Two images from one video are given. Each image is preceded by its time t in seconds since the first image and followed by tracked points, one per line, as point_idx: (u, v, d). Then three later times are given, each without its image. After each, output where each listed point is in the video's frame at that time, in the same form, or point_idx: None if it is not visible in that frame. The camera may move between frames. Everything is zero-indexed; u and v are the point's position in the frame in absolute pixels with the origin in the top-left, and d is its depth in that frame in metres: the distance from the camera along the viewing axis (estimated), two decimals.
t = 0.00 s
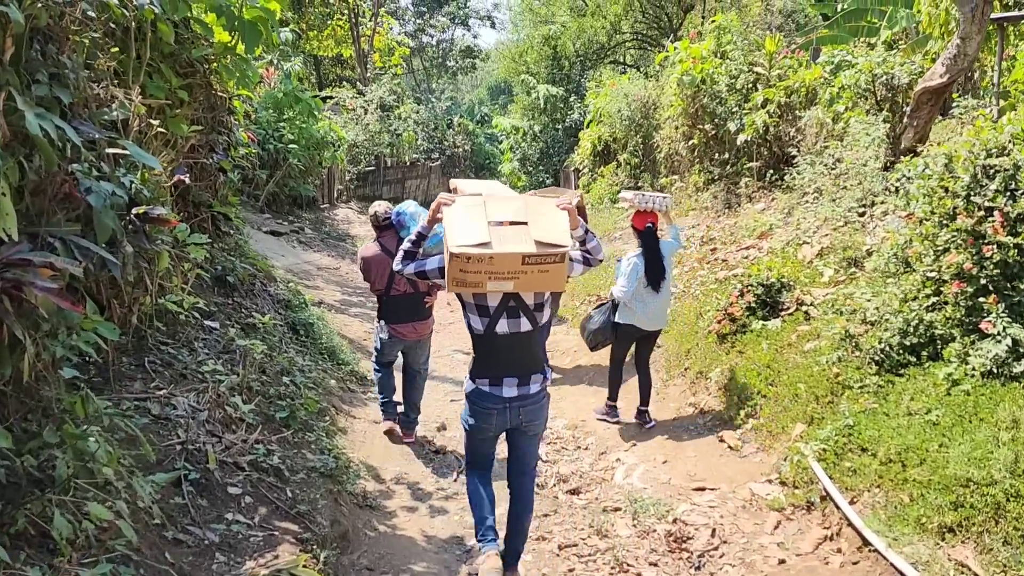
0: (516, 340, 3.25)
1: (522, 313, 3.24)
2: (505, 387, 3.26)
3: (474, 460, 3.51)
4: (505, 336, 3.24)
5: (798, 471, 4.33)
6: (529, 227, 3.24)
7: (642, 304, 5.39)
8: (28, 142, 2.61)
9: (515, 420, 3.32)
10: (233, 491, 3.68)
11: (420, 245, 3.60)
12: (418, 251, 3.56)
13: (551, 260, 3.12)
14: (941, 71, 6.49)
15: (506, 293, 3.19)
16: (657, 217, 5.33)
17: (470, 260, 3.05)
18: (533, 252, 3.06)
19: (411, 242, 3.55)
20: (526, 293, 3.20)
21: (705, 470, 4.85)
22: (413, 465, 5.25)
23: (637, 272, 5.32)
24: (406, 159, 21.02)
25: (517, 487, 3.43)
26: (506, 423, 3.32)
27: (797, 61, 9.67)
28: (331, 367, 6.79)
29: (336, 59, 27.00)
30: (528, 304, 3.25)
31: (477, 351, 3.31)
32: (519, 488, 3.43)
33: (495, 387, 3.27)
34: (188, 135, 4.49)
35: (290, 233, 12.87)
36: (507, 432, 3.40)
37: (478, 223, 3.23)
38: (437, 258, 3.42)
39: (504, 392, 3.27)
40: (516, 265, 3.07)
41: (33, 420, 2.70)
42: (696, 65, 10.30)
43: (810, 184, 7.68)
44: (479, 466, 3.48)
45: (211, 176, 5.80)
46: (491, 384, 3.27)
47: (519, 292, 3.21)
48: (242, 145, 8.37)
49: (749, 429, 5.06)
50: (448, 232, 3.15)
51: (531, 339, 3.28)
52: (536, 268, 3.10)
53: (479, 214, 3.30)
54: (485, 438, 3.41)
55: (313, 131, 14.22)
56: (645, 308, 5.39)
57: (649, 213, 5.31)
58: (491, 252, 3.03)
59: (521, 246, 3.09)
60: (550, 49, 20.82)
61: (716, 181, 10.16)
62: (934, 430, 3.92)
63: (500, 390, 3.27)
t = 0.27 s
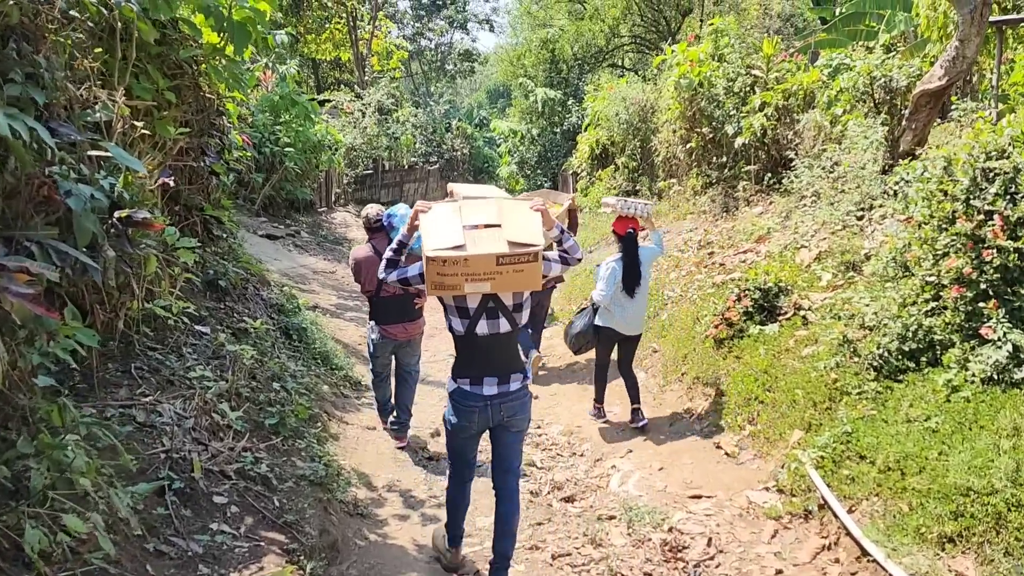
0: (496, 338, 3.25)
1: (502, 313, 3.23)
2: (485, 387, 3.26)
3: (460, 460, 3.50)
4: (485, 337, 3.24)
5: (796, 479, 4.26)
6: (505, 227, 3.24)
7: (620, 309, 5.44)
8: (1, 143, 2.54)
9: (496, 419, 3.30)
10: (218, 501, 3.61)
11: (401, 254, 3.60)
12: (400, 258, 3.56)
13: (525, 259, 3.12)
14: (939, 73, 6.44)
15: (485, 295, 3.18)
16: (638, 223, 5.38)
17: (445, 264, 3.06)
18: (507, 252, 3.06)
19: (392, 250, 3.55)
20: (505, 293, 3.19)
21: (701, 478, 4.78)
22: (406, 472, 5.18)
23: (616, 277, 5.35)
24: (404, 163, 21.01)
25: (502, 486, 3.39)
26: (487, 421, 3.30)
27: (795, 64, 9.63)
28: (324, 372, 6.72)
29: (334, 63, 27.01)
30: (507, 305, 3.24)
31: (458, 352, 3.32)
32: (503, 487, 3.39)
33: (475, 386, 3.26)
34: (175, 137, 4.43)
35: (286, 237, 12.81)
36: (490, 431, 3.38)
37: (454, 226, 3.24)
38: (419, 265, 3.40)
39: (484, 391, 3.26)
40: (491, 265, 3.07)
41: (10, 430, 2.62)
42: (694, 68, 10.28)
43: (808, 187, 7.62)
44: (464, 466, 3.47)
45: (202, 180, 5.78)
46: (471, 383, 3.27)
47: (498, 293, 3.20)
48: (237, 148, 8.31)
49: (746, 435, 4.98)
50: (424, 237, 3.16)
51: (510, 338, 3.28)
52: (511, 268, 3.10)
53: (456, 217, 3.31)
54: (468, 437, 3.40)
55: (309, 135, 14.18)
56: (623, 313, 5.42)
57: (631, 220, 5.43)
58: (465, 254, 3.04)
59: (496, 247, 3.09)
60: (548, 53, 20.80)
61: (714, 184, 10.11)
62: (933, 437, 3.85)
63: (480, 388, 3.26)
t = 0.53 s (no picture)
0: (463, 344, 3.41)
1: (470, 320, 3.39)
2: (452, 388, 3.42)
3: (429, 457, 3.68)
4: (453, 341, 3.41)
5: (792, 487, 4.18)
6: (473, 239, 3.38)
7: (600, 306, 5.58)
8: None
9: (462, 420, 3.47)
10: (201, 512, 3.55)
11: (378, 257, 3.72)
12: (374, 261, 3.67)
13: (491, 271, 3.26)
14: (938, 75, 6.36)
15: (454, 304, 3.34)
16: (619, 222, 5.62)
17: (414, 276, 3.22)
18: (473, 266, 3.20)
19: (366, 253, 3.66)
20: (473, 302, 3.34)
21: (697, 486, 4.70)
22: (397, 479, 5.09)
23: (594, 273, 5.58)
24: (402, 165, 20.96)
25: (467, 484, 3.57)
26: (452, 422, 3.47)
27: (793, 66, 9.56)
28: (316, 377, 6.63)
29: (332, 65, 26.98)
30: (475, 312, 3.39)
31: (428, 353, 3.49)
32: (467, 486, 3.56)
33: (442, 387, 3.44)
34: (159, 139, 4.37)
35: (281, 239, 12.72)
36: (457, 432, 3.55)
37: (424, 237, 3.38)
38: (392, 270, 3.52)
39: (450, 392, 3.43)
40: (458, 277, 3.22)
41: None
42: (691, 70, 10.23)
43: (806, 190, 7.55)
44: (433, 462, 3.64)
45: (191, 182, 5.80)
46: (439, 383, 3.45)
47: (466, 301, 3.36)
48: (230, 150, 8.24)
49: (742, 442, 4.90)
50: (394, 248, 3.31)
51: (477, 344, 3.44)
52: (478, 280, 3.25)
53: (426, 227, 3.44)
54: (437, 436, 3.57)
55: (305, 137, 14.10)
56: (603, 310, 5.57)
57: (612, 220, 5.57)
58: (432, 267, 3.19)
59: (462, 260, 3.23)
60: (546, 55, 20.74)
61: (712, 187, 10.04)
62: (933, 445, 3.77)
63: (446, 390, 3.44)
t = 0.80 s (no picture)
0: (446, 335, 3.52)
1: (452, 310, 3.51)
2: (436, 378, 3.54)
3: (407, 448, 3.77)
4: (436, 331, 3.52)
5: (791, 492, 4.11)
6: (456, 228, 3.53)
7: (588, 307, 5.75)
8: None
9: (444, 410, 3.59)
10: (187, 519, 3.48)
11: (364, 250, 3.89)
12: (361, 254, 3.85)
13: (473, 257, 3.39)
14: (938, 75, 6.29)
15: (436, 290, 3.46)
16: (607, 224, 5.75)
17: (398, 258, 3.36)
18: (455, 250, 3.34)
19: (354, 246, 3.84)
20: (455, 288, 3.46)
21: (694, 491, 4.63)
22: (390, 484, 5.03)
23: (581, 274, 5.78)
24: (400, 167, 20.92)
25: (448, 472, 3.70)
26: (435, 412, 3.58)
27: (791, 67, 9.51)
28: (310, 380, 6.56)
29: (330, 67, 26.95)
30: (457, 301, 3.52)
31: (411, 345, 3.59)
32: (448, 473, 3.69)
33: (425, 377, 3.54)
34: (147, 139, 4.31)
35: (277, 241, 12.65)
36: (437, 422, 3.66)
37: (409, 225, 3.54)
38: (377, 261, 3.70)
39: (433, 382, 3.54)
40: (441, 261, 3.36)
41: None
42: (689, 71, 10.10)
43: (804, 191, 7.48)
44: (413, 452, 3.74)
45: (184, 183, 5.85)
46: (422, 374, 3.55)
47: (448, 290, 3.48)
48: (224, 151, 8.18)
49: (740, 446, 4.83)
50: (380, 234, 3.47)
51: (459, 336, 3.56)
52: (460, 265, 3.38)
53: (411, 218, 3.62)
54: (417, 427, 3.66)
55: (302, 138, 14.03)
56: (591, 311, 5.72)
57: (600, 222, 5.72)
58: (415, 250, 3.33)
59: (445, 244, 3.38)
60: (544, 56, 20.67)
61: (710, 188, 9.97)
62: (934, 450, 3.70)
63: (429, 380, 3.54)
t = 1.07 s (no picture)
0: (440, 331, 3.51)
1: (447, 309, 3.51)
2: (430, 372, 3.52)
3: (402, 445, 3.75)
4: (431, 329, 3.50)
5: (792, 497, 4.06)
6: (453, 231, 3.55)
7: (582, 305, 5.92)
8: None
9: (438, 405, 3.56)
10: (180, 525, 3.42)
11: (362, 251, 3.91)
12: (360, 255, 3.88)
13: (470, 261, 3.41)
14: (939, 75, 6.26)
15: (433, 292, 3.47)
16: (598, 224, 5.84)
17: (397, 261, 3.37)
18: (453, 254, 3.36)
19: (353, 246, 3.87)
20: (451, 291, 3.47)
21: (694, 495, 4.58)
22: (387, 488, 4.97)
23: (575, 274, 5.87)
24: (398, 168, 20.91)
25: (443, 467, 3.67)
26: (429, 407, 3.55)
27: (790, 68, 9.48)
28: (306, 383, 6.51)
29: (328, 68, 26.95)
30: (453, 301, 3.51)
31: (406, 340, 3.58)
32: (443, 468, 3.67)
33: (420, 372, 3.52)
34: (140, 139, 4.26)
35: (274, 243, 12.60)
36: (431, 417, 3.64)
37: (407, 228, 3.55)
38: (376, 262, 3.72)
39: (427, 377, 3.52)
40: (439, 265, 3.37)
41: None
42: (687, 71, 10.05)
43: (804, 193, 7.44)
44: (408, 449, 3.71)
45: (178, 184, 5.81)
46: (416, 369, 3.53)
47: (445, 291, 3.48)
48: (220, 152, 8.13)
49: (741, 450, 4.78)
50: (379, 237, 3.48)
51: (453, 332, 3.54)
52: (457, 268, 3.40)
53: (409, 221, 3.63)
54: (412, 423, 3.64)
55: (299, 140, 13.99)
56: (585, 309, 5.92)
57: (590, 221, 5.72)
58: (415, 253, 3.34)
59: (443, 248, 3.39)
60: (543, 57, 20.63)
61: (709, 190, 9.93)
62: (938, 455, 3.65)
63: (423, 375, 3.52)
